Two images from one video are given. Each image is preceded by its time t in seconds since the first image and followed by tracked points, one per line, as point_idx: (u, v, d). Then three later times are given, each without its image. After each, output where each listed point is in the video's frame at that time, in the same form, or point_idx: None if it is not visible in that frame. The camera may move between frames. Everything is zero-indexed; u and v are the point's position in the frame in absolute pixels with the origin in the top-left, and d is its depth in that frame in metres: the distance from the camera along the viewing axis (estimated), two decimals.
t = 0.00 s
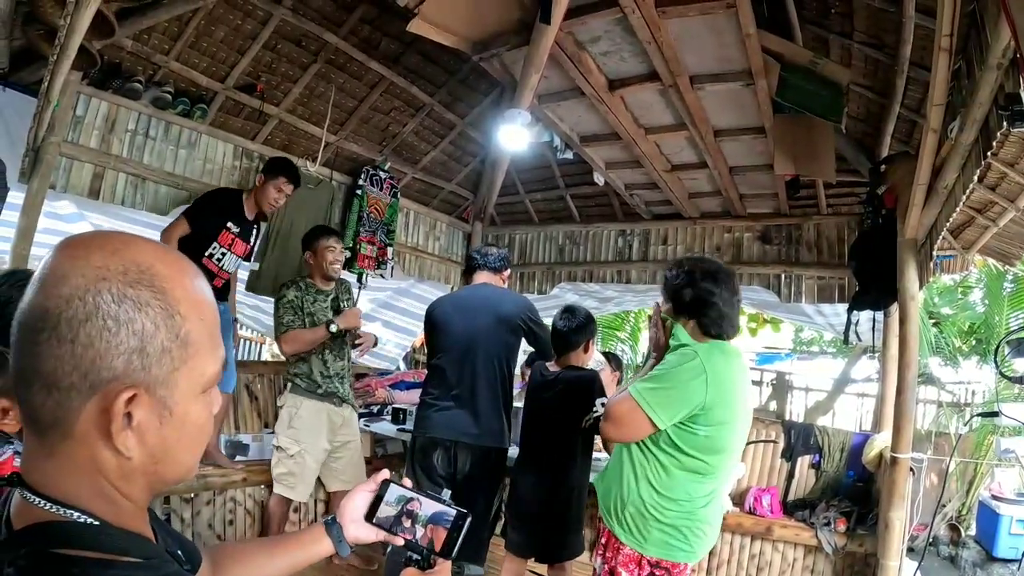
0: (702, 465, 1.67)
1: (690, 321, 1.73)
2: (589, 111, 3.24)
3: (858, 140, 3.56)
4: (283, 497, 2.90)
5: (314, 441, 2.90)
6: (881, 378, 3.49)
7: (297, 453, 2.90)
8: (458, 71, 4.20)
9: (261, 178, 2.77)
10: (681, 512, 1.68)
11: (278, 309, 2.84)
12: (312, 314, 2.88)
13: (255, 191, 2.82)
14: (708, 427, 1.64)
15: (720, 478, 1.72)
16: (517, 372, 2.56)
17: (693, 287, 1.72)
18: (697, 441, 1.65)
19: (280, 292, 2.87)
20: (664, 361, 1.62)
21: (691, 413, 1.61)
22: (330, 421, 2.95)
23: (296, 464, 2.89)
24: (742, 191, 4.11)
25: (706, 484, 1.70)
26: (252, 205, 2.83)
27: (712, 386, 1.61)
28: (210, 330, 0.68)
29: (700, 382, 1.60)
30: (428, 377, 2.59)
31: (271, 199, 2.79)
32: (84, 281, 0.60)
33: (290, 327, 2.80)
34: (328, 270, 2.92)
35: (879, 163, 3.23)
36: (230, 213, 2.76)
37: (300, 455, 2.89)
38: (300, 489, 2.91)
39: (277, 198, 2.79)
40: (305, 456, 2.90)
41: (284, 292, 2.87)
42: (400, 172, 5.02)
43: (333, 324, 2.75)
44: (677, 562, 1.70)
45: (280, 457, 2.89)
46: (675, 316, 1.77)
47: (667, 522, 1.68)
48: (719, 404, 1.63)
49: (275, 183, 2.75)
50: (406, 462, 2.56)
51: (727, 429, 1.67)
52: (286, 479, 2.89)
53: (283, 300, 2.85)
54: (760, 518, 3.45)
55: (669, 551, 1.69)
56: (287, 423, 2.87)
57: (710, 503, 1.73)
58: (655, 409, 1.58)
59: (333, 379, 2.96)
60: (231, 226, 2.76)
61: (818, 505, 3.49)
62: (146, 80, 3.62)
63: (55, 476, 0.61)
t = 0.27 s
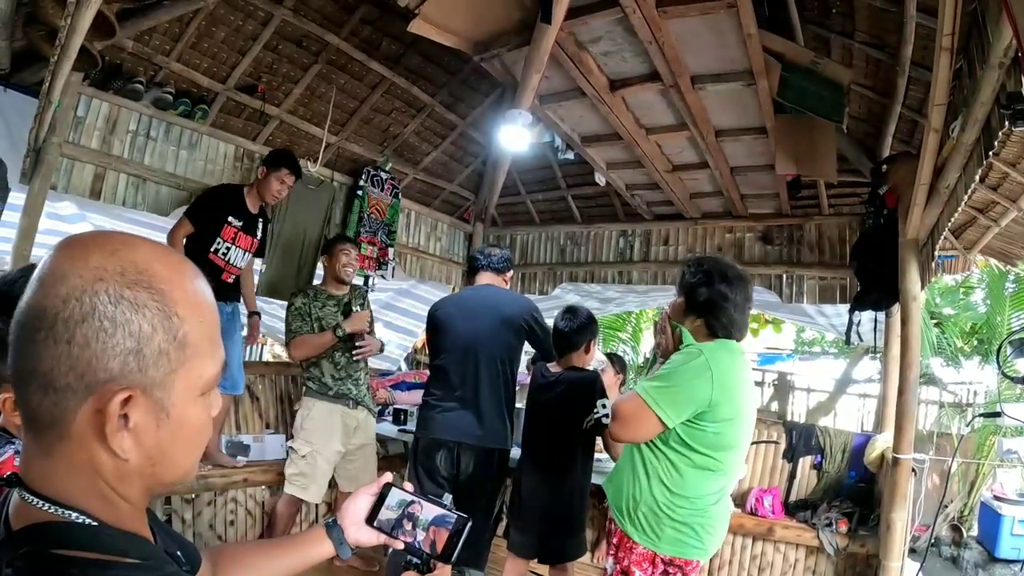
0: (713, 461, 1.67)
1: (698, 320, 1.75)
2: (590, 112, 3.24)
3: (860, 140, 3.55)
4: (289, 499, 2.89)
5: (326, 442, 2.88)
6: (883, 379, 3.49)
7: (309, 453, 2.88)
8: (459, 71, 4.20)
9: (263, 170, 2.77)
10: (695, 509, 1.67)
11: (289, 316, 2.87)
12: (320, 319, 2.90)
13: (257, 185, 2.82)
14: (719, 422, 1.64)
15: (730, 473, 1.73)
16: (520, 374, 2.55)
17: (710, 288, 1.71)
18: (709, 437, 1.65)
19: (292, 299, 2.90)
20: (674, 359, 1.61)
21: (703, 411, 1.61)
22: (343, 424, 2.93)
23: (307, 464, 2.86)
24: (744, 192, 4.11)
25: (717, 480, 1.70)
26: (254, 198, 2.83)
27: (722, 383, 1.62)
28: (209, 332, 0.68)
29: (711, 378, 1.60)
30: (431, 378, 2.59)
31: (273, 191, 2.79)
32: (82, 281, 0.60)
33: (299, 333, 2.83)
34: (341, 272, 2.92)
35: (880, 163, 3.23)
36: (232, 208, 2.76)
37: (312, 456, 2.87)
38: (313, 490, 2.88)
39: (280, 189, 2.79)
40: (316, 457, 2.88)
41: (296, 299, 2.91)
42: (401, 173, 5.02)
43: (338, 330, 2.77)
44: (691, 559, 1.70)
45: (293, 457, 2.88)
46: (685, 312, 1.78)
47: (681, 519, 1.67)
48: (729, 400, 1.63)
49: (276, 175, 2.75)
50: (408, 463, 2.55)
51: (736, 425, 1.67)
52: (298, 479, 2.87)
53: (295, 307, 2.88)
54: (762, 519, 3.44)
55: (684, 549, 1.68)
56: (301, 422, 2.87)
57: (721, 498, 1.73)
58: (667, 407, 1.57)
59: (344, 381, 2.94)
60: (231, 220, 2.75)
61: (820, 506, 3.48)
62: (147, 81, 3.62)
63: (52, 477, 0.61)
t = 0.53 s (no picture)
0: (724, 454, 1.68)
1: (700, 316, 1.75)
2: (591, 113, 3.24)
3: (861, 140, 3.55)
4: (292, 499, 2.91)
5: (320, 441, 2.88)
6: (885, 380, 3.49)
7: (302, 451, 2.88)
8: (460, 71, 4.20)
9: (258, 161, 2.78)
10: (710, 504, 1.67)
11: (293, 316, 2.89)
12: (322, 319, 2.92)
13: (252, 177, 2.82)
14: (727, 415, 1.65)
15: (740, 466, 1.74)
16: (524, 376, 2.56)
17: (722, 288, 1.71)
18: (719, 432, 1.66)
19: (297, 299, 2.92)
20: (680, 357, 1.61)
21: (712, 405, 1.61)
22: (337, 423, 2.93)
23: (300, 463, 2.87)
24: (746, 192, 4.10)
25: (729, 473, 1.71)
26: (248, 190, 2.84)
27: (729, 376, 1.63)
28: (208, 334, 0.68)
29: (718, 372, 1.61)
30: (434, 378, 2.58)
31: (270, 181, 2.79)
32: (80, 281, 0.60)
33: (301, 333, 2.84)
34: (347, 273, 2.94)
35: (882, 163, 3.23)
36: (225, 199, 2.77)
37: (305, 454, 2.88)
38: (307, 489, 2.89)
39: (276, 179, 2.80)
40: (309, 455, 2.88)
41: (301, 299, 2.93)
42: (403, 174, 5.03)
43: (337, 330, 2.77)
44: (708, 555, 1.69)
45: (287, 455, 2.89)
46: (689, 308, 1.78)
47: (698, 516, 1.66)
48: (735, 392, 1.65)
49: (273, 166, 2.76)
50: (412, 463, 2.55)
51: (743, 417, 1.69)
52: (292, 477, 2.88)
53: (300, 307, 2.90)
54: (763, 519, 3.44)
55: (702, 546, 1.67)
56: (296, 421, 2.88)
57: (732, 492, 1.73)
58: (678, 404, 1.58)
59: (342, 381, 2.94)
60: (224, 213, 2.76)
61: (822, 506, 3.48)
62: (149, 81, 3.63)
63: (52, 476, 0.62)
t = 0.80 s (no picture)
0: (734, 452, 1.68)
1: (701, 314, 1.75)
2: (593, 113, 3.25)
3: (863, 141, 3.55)
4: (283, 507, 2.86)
5: (304, 442, 2.85)
6: (886, 381, 3.49)
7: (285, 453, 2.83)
8: (461, 72, 4.20)
9: (247, 153, 2.79)
10: (723, 502, 1.67)
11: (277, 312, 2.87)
12: (306, 316, 2.89)
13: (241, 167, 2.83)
14: (737, 412, 1.66)
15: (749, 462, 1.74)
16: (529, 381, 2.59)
17: (723, 286, 1.71)
18: (729, 429, 1.66)
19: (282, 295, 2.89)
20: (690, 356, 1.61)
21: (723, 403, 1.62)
22: (321, 423, 2.89)
23: (283, 464, 2.82)
24: (747, 193, 4.10)
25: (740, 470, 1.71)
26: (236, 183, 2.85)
27: (739, 373, 1.63)
28: (206, 334, 0.68)
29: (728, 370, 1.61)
30: (437, 377, 2.57)
31: (260, 172, 2.80)
32: (78, 281, 0.60)
33: (285, 330, 2.81)
34: (333, 272, 2.92)
35: (884, 164, 3.22)
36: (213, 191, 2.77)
37: (289, 456, 2.83)
38: (289, 491, 2.84)
39: (266, 171, 2.80)
40: (292, 457, 2.83)
41: (285, 295, 2.90)
42: (405, 174, 5.04)
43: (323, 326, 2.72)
44: (722, 553, 1.69)
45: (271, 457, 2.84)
46: (689, 307, 1.77)
47: (712, 515, 1.66)
48: (744, 389, 1.66)
49: (263, 157, 2.77)
50: (417, 465, 2.53)
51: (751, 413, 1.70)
52: (275, 479, 2.83)
53: (284, 303, 2.87)
54: (765, 520, 3.43)
55: (717, 544, 1.67)
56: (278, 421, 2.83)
57: (743, 489, 1.74)
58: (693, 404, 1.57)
59: (325, 381, 2.89)
60: (212, 208, 2.77)
61: (824, 506, 3.48)
62: (150, 82, 3.63)
63: (51, 477, 0.62)
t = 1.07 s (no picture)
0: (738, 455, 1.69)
1: (707, 316, 1.74)
2: (594, 114, 3.25)
3: (864, 141, 3.55)
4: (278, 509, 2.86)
5: (294, 445, 2.82)
6: (888, 382, 3.49)
7: (276, 457, 2.81)
8: (463, 72, 4.21)
9: (248, 148, 2.77)
10: (727, 506, 1.68)
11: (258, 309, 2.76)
12: (290, 313, 2.78)
13: (241, 161, 2.81)
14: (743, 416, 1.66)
15: (753, 466, 1.75)
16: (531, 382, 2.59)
17: (725, 288, 1.72)
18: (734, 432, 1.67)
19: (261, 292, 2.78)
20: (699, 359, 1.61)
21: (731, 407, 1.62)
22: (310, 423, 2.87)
23: (276, 469, 2.81)
24: (749, 193, 4.10)
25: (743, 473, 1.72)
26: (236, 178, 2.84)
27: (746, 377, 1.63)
28: (207, 334, 0.68)
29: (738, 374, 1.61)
30: (441, 377, 2.56)
31: (260, 167, 2.79)
32: (78, 282, 0.60)
33: (268, 326, 2.70)
34: (317, 271, 2.83)
35: (885, 164, 3.22)
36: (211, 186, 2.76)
37: (281, 460, 2.81)
38: (283, 494, 2.84)
39: (266, 166, 2.80)
40: (284, 461, 2.81)
41: (265, 292, 2.79)
42: (406, 175, 5.04)
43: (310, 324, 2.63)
44: (724, 556, 1.70)
45: (262, 462, 2.81)
46: (694, 311, 1.76)
47: (716, 518, 1.66)
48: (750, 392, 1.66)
49: (262, 152, 2.77)
50: (422, 464, 2.52)
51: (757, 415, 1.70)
52: (269, 484, 2.82)
53: (265, 300, 2.76)
54: (767, 521, 3.43)
55: (718, 547, 1.68)
56: (266, 426, 2.78)
57: (747, 492, 1.74)
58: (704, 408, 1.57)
59: (313, 380, 2.86)
60: (215, 205, 2.76)
61: (825, 507, 3.48)
62: (152, 83, 3.63)
63: (53, 477, 0.62)
